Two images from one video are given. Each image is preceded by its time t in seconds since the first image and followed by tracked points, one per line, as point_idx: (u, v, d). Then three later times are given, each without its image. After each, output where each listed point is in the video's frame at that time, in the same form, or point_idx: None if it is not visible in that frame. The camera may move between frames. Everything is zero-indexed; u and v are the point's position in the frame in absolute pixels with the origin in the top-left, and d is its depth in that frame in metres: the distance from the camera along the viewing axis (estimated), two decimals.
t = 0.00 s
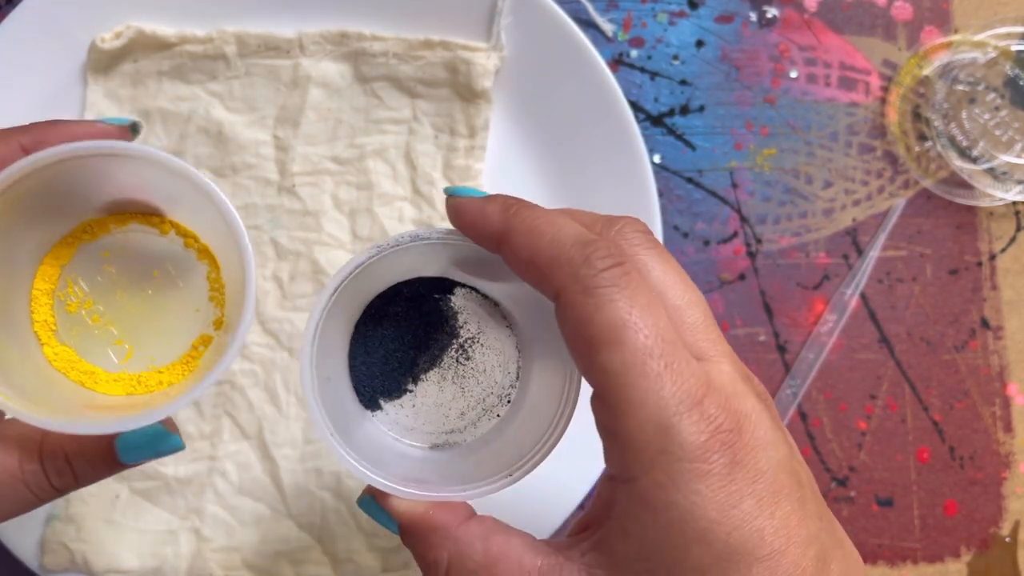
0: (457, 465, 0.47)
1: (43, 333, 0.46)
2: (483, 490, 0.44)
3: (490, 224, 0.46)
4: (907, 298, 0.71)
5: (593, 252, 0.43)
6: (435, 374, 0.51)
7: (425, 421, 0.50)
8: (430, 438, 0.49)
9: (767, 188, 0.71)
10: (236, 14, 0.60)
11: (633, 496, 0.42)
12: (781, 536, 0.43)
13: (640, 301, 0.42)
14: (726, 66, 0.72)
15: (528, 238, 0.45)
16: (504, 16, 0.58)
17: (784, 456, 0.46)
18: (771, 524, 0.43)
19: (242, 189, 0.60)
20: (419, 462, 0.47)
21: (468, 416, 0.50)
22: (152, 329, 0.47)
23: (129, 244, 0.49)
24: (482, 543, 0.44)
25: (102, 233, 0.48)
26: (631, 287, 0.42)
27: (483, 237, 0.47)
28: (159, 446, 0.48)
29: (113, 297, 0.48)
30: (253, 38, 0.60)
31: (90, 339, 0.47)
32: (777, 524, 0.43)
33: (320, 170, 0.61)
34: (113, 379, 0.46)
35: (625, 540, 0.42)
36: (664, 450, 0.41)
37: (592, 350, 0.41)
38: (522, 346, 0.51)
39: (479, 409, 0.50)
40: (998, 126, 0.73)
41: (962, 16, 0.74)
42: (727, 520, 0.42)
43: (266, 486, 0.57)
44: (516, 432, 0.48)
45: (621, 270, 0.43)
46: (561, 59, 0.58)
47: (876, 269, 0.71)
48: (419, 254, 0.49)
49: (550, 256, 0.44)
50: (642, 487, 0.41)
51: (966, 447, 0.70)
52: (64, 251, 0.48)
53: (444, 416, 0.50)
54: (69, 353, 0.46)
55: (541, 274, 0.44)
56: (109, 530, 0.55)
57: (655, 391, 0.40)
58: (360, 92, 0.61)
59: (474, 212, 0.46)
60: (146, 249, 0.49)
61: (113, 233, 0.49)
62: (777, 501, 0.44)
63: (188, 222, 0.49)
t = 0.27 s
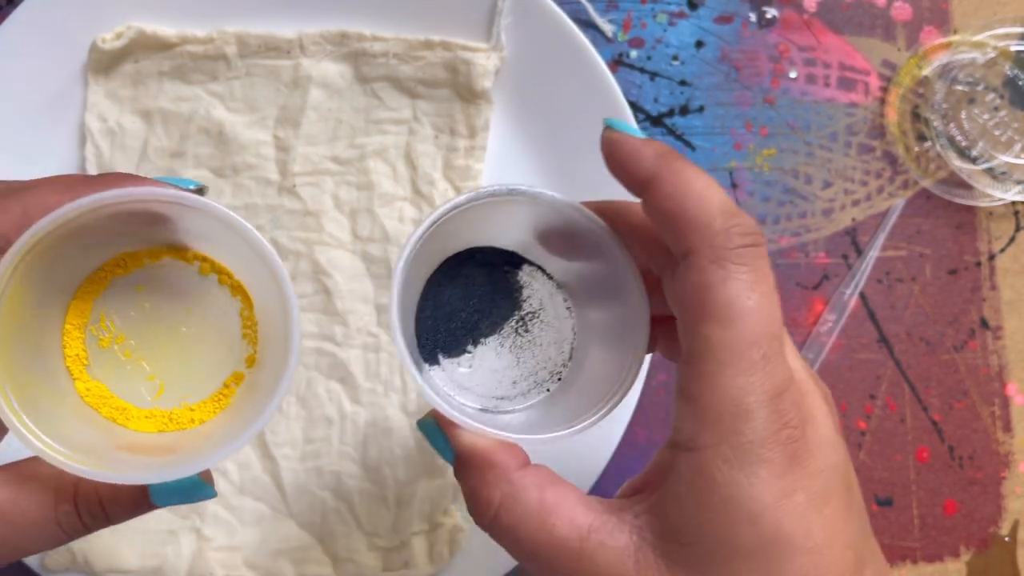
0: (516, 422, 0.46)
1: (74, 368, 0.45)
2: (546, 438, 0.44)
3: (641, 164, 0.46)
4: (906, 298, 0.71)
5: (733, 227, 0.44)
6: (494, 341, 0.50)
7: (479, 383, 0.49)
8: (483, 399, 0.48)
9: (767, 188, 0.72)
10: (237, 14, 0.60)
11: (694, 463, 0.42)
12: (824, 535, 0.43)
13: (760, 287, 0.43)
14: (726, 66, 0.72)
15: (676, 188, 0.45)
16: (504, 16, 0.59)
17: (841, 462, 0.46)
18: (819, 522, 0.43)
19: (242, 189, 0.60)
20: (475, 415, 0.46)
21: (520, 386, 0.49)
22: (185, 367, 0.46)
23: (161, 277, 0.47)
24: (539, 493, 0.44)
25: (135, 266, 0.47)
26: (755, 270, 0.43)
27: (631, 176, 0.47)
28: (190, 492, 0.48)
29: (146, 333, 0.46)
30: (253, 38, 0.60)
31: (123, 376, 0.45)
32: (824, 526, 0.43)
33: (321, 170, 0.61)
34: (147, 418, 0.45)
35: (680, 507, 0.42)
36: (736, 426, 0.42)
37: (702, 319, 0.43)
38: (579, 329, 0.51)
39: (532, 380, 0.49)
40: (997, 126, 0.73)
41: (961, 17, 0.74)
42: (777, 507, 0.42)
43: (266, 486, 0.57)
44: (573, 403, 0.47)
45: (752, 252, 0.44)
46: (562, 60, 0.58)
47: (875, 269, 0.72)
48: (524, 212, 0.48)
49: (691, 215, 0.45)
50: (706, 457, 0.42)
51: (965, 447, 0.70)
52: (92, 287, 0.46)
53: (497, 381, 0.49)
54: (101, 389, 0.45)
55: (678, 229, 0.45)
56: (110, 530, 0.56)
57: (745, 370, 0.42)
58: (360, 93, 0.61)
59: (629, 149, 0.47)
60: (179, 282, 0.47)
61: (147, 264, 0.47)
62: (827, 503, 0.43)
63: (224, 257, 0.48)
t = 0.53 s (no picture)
0: (623, 391, 0.46)
1: (140, 330, 0.45)
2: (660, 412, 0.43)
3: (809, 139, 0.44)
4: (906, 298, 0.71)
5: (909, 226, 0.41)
6: (595, 304, 0.50)
7: (575, 347, 0.49)
8: (578, 364, 0.48)
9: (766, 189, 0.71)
10: (237, 14, 0.60)
11: (802, 471, 0.42)
12: (930, 549, 0.42)
13: (926, 295, 0.40)
14: (726, 66, 0.72)
15: (846, 170, 0.42)
16: (504, 16, 0.59)
17: (960, 475, 0.44)
18: (926, 536, 0.42)
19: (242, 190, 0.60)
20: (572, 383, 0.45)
21: (620, 354, 0.49)
22: (250, 329, 0.45)
23: (234, 243, 0.47)
24: (626, 476, 0.44)
25: (210, 232, 0.47)
26: (932, 275, 0.40)
27: (795, 154, 0.46)
28: (230, 449, 0.45)
29: (213, 297, 0.46)
30: (253, 38, 0.60)
31: (187, 338, 0.45)
32: (931, 541, 0.42)
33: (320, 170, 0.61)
34: (205, 380, 0.44)
35: (777, 511, 0.42)
36: (859, 434, 0.41)
37: (845, 316, 0.40)
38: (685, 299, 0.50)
39: (632, 349, 0.49)
40: (997, 126, 0.73)
41: (961, 17, 0.74)
42: (888, 521, 0.41)
43: (266, 486, 0.57)
44: (678, 371, 0.47)
45: (934, 251, 0.40)
46: (561, 59, 0.58)
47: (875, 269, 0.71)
48: (635, 163, 0.47)
49: (867, 204, 0.41)
50: (817, 462, 0.41)
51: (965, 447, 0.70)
52: (167, 251, 0.47)
53: (595, 346, 0.49)
54: (164, 350, 0.45)
55: (845, 209, 0.42)
56: (110, 530, 0.56)
57: (880, 382, 0.40)
58: (360, 93, 0.61)
59: (789, 125, 0.45)
60: (250, 252, 0.47)
61: (220, 230, 0.48)
62: (938, 516, 0.43)
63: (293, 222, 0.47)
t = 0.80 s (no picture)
0: (617, 421, 0.46)
1: (173, 350, 0.47)
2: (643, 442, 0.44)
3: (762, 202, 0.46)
4: (906, 298, 0.71)
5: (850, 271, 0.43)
6: (596, 341, 0.50)
7: (582, 381, 0.49)
8: (584, 397, 0.48)
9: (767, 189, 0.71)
10: (237, 14, 0.60)
11: (774, 491, 0.42)
12: (896, 564, 0.42)
13: (874, 332, 0.42)
14: (726, 66, 0.72)
15: (797, 228, 0.44)
16: (504, 16, 0.59)
17: (919, 494, 0.45)
18: (891, 551, 0.43)
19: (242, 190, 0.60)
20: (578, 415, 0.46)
21: (622, 385, 0.49)
22: (273, 350, 0.47)
23: (256, 275, 0.50)
24: (618, 494, 0.45)
25: (232, 264, 0.50)
26: (876, 314, 0.42)
27: (750, 212, 0.47)
28: (273, 450, 0.46)
29: (239, 321, 0.48)
30: (253, 38, 0.60)
31: (215, 359, 0.47)
32: (897, 555, 0.43)
33: (321, 170, 0.61)
34: (233, 394, 0.45)
35: (754, 527, 0.43)
36: (823, 457, 0.42)
37: (806, 353, 0.42)
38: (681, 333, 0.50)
39: (633, 380, 0.49)
40: (997, 126, 0.73)
41: (961, 17, 0.74)
42: (855, 538, 0.42)
43: (266, 486, 0.58)
44: (675, 401, 0.47)
45: (875, 293, 0.43)
46: (561, 60, 0.59)
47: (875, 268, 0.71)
48: (626, 220, 0.48)
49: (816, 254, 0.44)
50: (789, 485, 0.42)
51: (965, 447, 0.70)
52: (196, 280, 0.49)
53: (598, 378, 0.49)
54: (195, 369, 0.46)
55: (795, 264, 0.44)
56: (110, 530, 0.56)
57: (839, 410, 0.41)
58: (360, 93, 0.61)
59: (744, 186, 0.47)
60: (270, 281, 0.49)
61: (242, 264, 0.50)
62: (900, 534, 0.43)
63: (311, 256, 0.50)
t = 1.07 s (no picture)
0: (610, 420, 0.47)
1: (165, 348, 0.46)
2: (639, 435, 0.45)
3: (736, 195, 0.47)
4: (905, 298, 0.72)
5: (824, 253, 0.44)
6: (585, 344, 0.50)
7: (574, 383, 0.49)
8: (578, 399, 0.48)
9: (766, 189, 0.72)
10: (237, 14, 0.60)
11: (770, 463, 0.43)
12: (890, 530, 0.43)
13: (850, 308, 0.43)
14: (726, 67, 0.72)
15: (772, 219, 0.45)
16: (504, 18, 0.59)
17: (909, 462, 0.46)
18: (886, 517, 0.43)
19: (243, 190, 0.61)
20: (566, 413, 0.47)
21: (613, 383, 0.49)
22: (264, 359, 0.47)
23: (253, 280, 0.49)
24: (625, 484, 0.45)
25: (230, 267, 0.49)
26: (849, 292, 0.44)
27: (727, 207, 0.48)
28: (257, 454, 0.47)
29: (233, 326, 0.47)
30: (254, 39, 0.60)
31: (206, 360, 0.47)
32: (891, 520, 0.43)
33: (321, 171, 0.61)
34: (221, 399, 0.45)
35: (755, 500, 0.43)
36: (814, 428, 0.42)
37: (789, 331, 0.43)
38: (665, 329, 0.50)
39: (623, 378, 0.49)
40: (996, 127, 0.73)
41: (960, 17, 0.74)
42: (851, 503, 0.42)
43: (266, 485, 0.58)
44: (661, 402, 0.48)
45: (847, 273, 0.44)
46: (561, 61, 0.59)
47: (874, 268, 0.72)
48: (607, 229, 0.49)
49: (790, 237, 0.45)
50: (785, 456, 0.42)
51: (964, 447, 0.70)
52: (192, 280, 0.48)
53: (591, 380, 0.49)
54: (186, 369, 0.46)
55: (772, 252, 0.45)
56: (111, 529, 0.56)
57: (827, 380, 0.42)
58: (360, 93, 0.62)
59: (720, 182, 0.48)
60: (265, 289, 0.48)
61: (240, 267, 0.49)
62: (894, 500, 0.44)
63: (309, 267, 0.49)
